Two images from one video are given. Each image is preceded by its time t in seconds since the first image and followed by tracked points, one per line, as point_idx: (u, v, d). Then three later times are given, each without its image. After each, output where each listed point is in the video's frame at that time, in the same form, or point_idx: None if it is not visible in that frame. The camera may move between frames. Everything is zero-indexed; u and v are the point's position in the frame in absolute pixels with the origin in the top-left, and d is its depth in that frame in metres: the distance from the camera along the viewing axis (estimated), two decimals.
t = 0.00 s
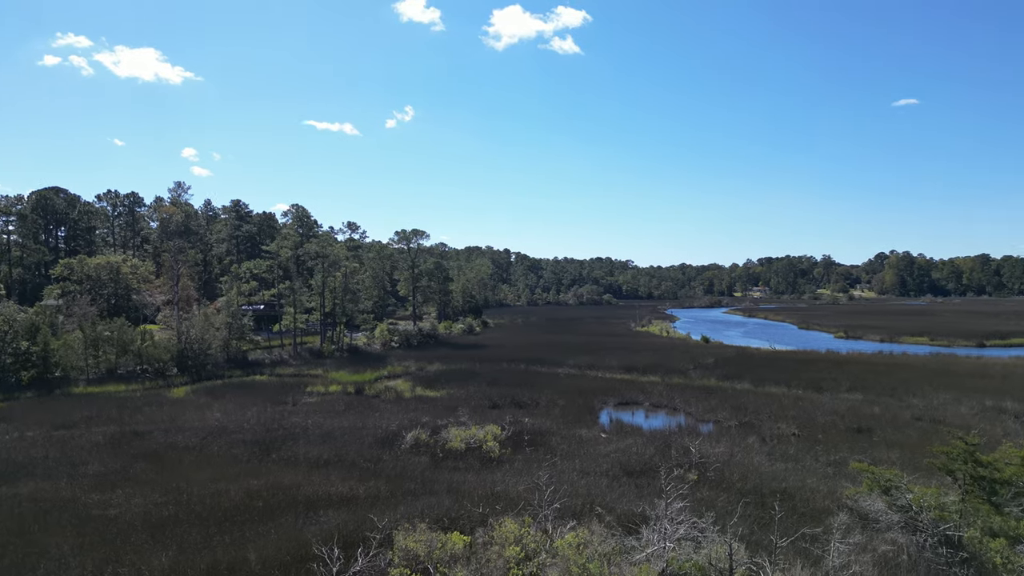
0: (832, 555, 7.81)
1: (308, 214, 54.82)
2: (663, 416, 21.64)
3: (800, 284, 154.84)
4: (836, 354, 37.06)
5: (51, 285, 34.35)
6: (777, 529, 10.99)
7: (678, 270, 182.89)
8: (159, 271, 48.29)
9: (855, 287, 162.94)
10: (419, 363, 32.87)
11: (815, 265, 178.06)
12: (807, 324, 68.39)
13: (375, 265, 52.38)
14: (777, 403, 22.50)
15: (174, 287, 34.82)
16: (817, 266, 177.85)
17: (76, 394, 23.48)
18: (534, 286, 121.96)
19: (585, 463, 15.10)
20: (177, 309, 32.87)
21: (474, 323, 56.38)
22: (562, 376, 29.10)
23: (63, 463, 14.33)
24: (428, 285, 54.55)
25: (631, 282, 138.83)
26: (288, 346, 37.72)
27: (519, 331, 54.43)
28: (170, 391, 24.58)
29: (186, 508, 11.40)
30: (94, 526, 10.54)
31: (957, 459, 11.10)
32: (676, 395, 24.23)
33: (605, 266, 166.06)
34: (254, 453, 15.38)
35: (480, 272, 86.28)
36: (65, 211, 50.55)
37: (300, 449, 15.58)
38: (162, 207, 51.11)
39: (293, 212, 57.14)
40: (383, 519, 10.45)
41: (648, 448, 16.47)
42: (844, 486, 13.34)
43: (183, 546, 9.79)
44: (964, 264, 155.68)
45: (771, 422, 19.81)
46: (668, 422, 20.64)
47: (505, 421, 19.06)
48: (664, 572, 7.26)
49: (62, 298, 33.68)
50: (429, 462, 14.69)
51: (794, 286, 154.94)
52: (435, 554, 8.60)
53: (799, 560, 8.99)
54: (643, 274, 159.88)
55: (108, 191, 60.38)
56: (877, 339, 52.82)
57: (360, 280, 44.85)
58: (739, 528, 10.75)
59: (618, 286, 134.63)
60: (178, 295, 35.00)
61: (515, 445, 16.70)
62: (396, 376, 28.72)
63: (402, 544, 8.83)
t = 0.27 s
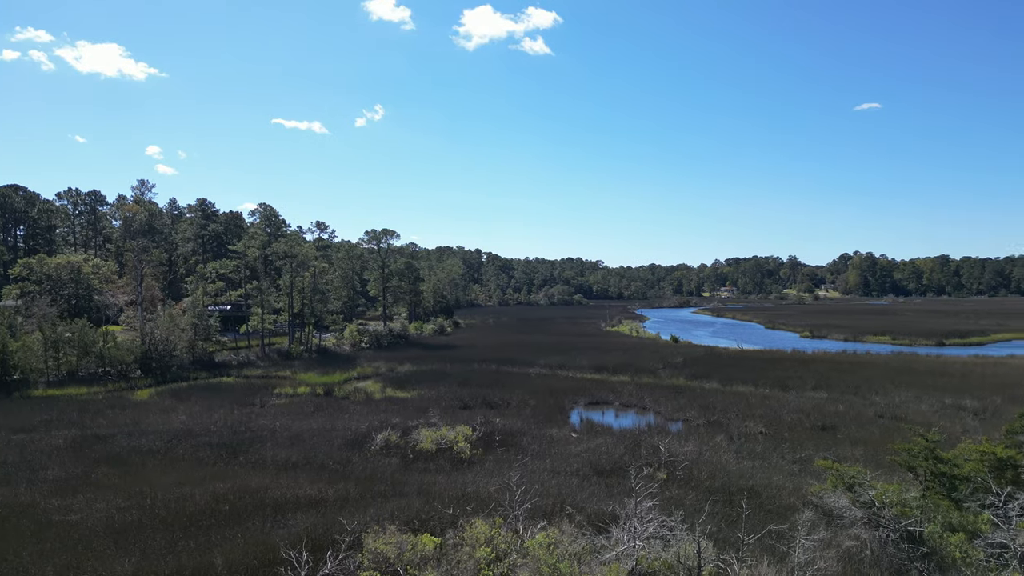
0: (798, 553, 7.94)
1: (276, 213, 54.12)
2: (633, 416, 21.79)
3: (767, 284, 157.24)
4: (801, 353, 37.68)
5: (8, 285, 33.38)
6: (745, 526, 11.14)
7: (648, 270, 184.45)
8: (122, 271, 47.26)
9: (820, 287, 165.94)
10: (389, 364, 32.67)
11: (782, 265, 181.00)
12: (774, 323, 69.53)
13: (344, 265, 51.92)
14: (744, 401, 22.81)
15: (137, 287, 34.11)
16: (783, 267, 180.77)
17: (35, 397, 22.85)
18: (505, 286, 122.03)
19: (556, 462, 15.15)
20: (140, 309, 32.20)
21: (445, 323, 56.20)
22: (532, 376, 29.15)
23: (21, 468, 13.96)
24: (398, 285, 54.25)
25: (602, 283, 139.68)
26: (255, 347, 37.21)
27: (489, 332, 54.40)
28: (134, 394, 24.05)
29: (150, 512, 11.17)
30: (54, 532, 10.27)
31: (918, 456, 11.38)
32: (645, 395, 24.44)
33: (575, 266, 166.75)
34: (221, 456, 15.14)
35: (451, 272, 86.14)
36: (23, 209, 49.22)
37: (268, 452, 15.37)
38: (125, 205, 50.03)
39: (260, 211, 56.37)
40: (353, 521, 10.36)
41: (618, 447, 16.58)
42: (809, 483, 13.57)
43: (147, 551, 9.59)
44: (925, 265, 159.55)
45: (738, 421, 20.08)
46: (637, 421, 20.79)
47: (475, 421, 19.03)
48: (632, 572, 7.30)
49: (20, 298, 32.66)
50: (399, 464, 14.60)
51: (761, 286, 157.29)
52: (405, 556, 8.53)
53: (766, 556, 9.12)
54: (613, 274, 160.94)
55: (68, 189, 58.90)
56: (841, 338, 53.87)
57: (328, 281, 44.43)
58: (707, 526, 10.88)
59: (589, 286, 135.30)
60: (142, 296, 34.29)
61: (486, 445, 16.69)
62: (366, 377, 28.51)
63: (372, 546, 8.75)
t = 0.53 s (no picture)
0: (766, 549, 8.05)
1: (242, 212, 53.34)
2: (603, 415, 21.90)
3: (734, 284, 159.42)
4: (768, 352, 38.29)
5: None
6: (712, 523, 11.28)
7: (619, 270, 185.69)
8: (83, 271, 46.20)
9: (786, 287, 168.71)
10: (359, 364, 32.43)
11: (749, 266, 183.66)
12: (741, 323, 70.54)
13: (313, 265, 51.39)
14: (712, 400, 23.09)
15: (100, 287, 33.37)
16: (750, 267, 183.40)
17: None
18: (476, 286, 121.95)
19: (527, 462, 15.18)
20: (102, 310, 31.50)
21: (415, 323, 55.93)
22: (503, 376, 29.17)
23: None
24: (368, 285, 53.86)
25: (572, 283, 140.35)
26: (222, 348, 36.65)
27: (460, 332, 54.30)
28: (96, 396, 23.51)
29: (113, 517, 10.93)
30: (12, 539, 10.00)
31: (881, 452, 11.63)
32: (615, 394, 24.61)
33: (546, 266, 167.24)
34: (186, 459, 14.88)
35: (421, 272, 85.84)
36: None
37: (235, 454, 15.14)
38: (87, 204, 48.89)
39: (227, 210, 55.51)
40: (321, 524, 10.26)
41: (588, 446, 16.68)
42: (775, 480, 13.78)
43: (110, 557, 9.39)
44: (887, 266, 163.12)
45: (707, 419, 20.31)
46: (608, 420, 20.89)
47: (446, 422, 18.99)
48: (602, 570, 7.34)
49: None
50: (369, 465, 14.51)
51: (729, 286, 159.40)
52: (374, 559, 8.48)
53: (734, 553, 9.24)
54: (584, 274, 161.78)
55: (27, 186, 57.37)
56: (806, 337, 54.84)
57: (297, 281, 43.94)
58: (675, 523, 10.99)
59: (560, 286, 135.74)
60: (104, 296, 33.55)
61: (456, 446, 16.66)
62: (335, 378, 28.26)
63: (341, 549, 8.67)
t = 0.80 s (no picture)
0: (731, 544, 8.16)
1: (208, 211, 52.47)
2: (573, 414, 22.00)
3: (703, 284, 161.24)
4: (736, 351, 38.80)
5: None
6: (681, 521, 11.39)
7: (589, 270, 186.67)
8: (43, 270, 45.03)
9: (753, 287, 171.12)
10: (327, 365, 32.14)
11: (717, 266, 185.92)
12: (709, 322, 71.36)
13: (281, 264, 50.76)
14: (681, 398, 23.33)
15: (59, 287, 32.56)
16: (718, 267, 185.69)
17: None
18: (447, 286, 121.62)
19: (497, 462, 15.17)
20: (62, 310, 30.74)
21: (385, 324, 55.57)
22: (474, 376, 29.13)
23: None
24: (337, 285, 53.37)
25: (543, 283, 140.73)
26: (187, 349, 36.02)
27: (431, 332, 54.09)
28: (55, 398, 22.94)
29: (73, 522, 10.67)
30: None
31: (844, 449, 11.87)
32: (585, 393, 24.72)
33: (518, 266, 167.43)
34: (149, 462, 14.59)
35: (392, 272, 85.37)
36: None
37: (200, 457, 14.89)
38: (46, 201, 47.67)
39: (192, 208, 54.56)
40: (289, 526, 10.14)
41: (558, 445, 16.75)
42: (742, 477, 13.98)
43: (69, 563, 9.17)
44: (851, 266, 166.41)
45: (675, 418, 20.51)
46: (578, 419, 20.99)
47: (416, 422, 18.90)
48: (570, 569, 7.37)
49: None
50: (338, 466, 14.38)
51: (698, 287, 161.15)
52: (343, 561, 8.40)
53: (701, 549, 9.34)
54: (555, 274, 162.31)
55: None
56: (773, 336, 55.69)
57: (264, 281, 43.37)
58: (644, 521, 11.08)
59: (530, 286, 136.02)
60: (64, 296, 32.74)
61: (426, 446, 16.59)
62: (303, 379, 27.96)
63: (308, 551, 8.57)
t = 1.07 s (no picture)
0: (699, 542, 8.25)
1: (173, 209, 51.58)
2: (544, 413, 22.07)
3: (672, 284, 162.83)
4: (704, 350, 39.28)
5: None
6: (649, 518, 11.50)
7: (560, 270, 187.39)
8: None
9: (722, 288, 173.30)
10: (296, 366, 31.80)
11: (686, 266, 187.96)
12: (678, 322, 72.11)
13: (248, 264, 50.06)
14: (650, 397, 23.54)
15: (17, 287, 31.74)
16: (687, 268, 187.83)
17: None
18: (418, 286, 121.12)
19: (467, 462, 15.15)
20: (20, 311, 29.94)
21: (355, 324, 55.13)
22: (444, 377, 29.05)
23: None
24: (306, 285, 52.82)
25: (515, 283, 140.90)
26: (151, 350, 35.34)
27: (401, 333, 53.78)
28: (13, 402, 22.32)
29: (32, 527, 10.41)
30: None
31: (808, 446, 12.09)
32: (556, 393, 24.81)
33: (489, 266, 167.29)
34: (111, 465, 14.29)
35: (361, 272, 84.83)
36: None
37: (164, 460, 14.63)
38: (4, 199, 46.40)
39: (156, 206, 53.55)
40: (256, 529, 10.02)
41: (529, 445, 16.79)
42: (710, 474, 14.15)
43: (27, 569, 8.94)
44: (816, 267, 169.48)
45: (645, 416, 20.69)
46: (548, 419, 21.06)
47: (386, 423, 18.79)
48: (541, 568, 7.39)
49: None
50: (306, 468, 14.24)
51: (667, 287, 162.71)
52: (311, 563, 8.32)
53: (669, 546, 9.43)
54: (526, 275, 162.58)
55: None
56: (740, 336, 56.46)
57: (231, 281, 42.73)
58: (613, 519, 11.16)
59: (502, 286, 136.10)
60: (22, 296, 31.89)
61: (396, 447, 16.49)
62: (271, 381, 27.63)
63: (275, 554, 8.47)
